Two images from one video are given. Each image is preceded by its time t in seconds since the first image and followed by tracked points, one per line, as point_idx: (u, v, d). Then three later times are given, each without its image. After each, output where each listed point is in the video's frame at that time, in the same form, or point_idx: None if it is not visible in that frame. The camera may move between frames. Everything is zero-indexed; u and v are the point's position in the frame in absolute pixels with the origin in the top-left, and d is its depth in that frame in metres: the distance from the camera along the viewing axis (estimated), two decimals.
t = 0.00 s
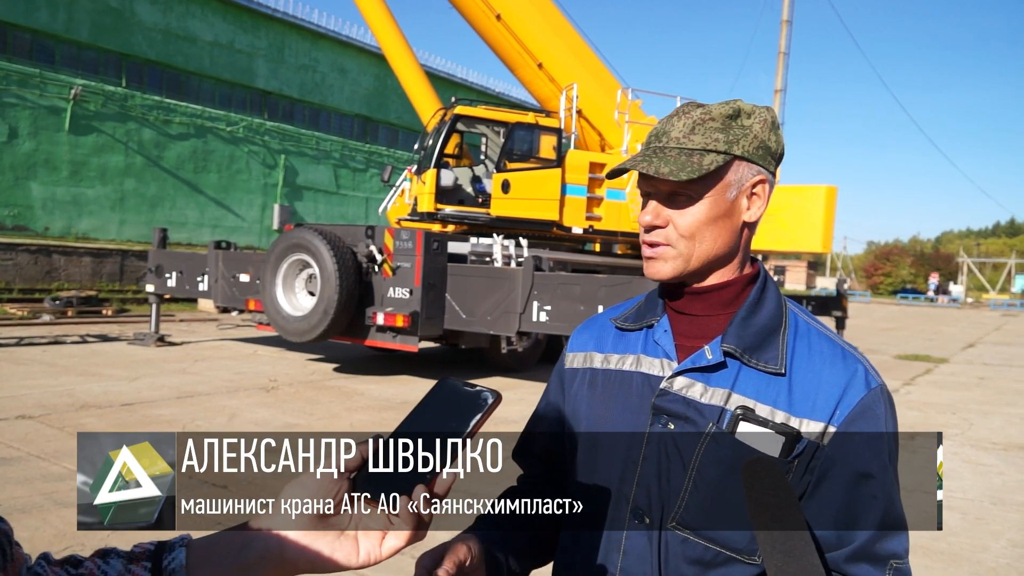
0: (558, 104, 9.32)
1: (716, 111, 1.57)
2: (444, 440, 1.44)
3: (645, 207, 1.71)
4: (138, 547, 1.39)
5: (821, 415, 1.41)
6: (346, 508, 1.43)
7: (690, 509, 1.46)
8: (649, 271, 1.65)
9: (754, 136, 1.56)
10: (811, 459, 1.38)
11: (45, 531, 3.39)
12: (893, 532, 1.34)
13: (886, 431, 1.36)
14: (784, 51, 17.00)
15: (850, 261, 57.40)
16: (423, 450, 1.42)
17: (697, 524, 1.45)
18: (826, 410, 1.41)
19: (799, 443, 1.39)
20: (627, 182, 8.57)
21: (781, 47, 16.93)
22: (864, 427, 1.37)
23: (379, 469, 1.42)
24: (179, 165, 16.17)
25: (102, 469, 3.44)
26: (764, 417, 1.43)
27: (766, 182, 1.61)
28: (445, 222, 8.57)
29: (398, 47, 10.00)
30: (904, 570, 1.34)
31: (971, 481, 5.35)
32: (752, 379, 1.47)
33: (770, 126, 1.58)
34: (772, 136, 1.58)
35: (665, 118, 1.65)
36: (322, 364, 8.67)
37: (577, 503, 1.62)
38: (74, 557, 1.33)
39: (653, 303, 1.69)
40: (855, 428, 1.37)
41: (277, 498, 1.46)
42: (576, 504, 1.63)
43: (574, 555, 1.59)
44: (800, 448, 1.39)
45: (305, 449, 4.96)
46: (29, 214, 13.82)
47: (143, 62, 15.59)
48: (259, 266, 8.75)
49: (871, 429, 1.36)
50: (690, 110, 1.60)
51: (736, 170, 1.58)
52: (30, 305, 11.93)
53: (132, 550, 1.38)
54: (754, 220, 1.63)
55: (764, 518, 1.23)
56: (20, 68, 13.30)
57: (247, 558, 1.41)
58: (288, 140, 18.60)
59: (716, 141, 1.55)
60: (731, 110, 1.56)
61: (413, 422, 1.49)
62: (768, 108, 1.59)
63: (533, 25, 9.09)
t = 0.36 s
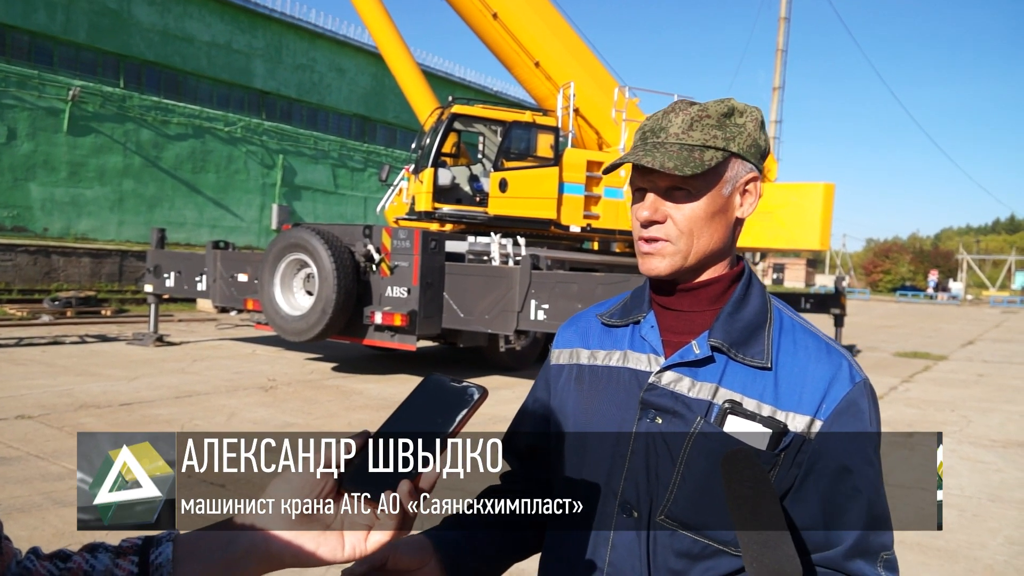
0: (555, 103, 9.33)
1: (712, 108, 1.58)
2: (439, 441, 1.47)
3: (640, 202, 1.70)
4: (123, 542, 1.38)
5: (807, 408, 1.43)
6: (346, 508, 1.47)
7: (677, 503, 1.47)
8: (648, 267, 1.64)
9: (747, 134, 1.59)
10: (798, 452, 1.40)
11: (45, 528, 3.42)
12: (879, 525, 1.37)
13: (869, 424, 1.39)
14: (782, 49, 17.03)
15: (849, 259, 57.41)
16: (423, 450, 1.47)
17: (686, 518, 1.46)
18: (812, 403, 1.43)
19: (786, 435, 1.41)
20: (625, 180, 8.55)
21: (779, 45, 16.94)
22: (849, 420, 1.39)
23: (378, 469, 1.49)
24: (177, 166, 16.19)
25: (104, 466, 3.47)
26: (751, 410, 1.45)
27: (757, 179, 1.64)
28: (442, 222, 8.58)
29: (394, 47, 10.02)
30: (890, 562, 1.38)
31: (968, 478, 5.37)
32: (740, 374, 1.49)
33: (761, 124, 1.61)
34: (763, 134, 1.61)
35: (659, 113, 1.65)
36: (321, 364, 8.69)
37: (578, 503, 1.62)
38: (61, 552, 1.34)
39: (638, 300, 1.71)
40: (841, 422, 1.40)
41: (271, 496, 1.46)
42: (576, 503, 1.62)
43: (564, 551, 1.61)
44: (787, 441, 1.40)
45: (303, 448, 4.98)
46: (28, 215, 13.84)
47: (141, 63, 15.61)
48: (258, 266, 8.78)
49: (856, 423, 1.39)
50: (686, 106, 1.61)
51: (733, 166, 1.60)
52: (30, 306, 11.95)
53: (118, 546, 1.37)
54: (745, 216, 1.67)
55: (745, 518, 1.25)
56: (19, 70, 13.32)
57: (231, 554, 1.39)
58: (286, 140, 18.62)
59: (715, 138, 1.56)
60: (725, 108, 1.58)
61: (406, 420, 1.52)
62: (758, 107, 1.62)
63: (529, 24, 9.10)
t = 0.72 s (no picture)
0: (556, 103, 9.35)
1: (700, 109, 1.60)
2: (437, 442, 1.46)
3: (630, 202, 1.70)
4: (126, 540, 1.43)
5: (795, 402, 1.45)
6: (346, 507, 1.50)
7: (671, 498, 1.49)
8: (642, 268, 1.65)
9: (734, 134, 1.62)
10: (786, 445, 1.42)
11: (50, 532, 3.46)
12: (864, 515, 1.40)
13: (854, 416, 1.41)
14: (783, 45, 17.02)
15: (854, 255, 57.27)
16: (422, 450, 1.46)
17: (680, 512, 1.48)
18: (799, 397, 1.45)
19: (774, 429, 1.43)
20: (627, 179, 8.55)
21: (780, 41, 16.94)
22: (835, 412, 1.41)
23: (379, 469, 1.48)
24: (181, 170, 16.26)
25: (102, 466, 3.60)
26: (740, 405, 1.47)
27: (743, 178, 1.67)
28: (445, 223, 8.60)
29: (395, 49, 10.05)
30: (875, 551, 1.40)
31: (973, 473, 5.38)
32: (728, 369, 1.51)
33: (746, 124, 1.64)
34: (748, 134, 1.65)
35: (647, 113, 1.66)
36: (325, 366, 8.72)
37: (577, 503, 1.63)
38: (66, 550, 1.37)
39: (628, 297, 1.73)
40: (826, 415, 1.41)
41: (269, 494, 1.51)
42: (576, 503, 1.63)
43: (561, 551, 1.62)
44: (776, 433, 1.42)
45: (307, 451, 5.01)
46: (33, 221, 13.92)
47: (143, 68, 15.68)
48: (262, 269, 8.82)
49: (841, 416, 1.41)
50: (674, 107, 1.62)
51: (721, 167, 1.62)
52: (36, 311, 12.01)
53: (120, 544, 1.42)
54: (733, 214, 1.69)
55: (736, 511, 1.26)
56: (23, 77, 13.40)
57: (231, 552, 1.43)
58: (289, 143, 18.68)
59: (705, 139, 1.58)
60: (713, 108, 1.60)
61: (402, 419, 1.52)
62: (743, 107, 1.65)
63: (529, 25, 9.13)
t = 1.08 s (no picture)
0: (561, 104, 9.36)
1: (698, 113, 1.62)
2: (437, 441, 1.48)
3: (629, 207, 1.70)
4: (133, 537, 1.45)
5: (793, 398, 1.46)
6: (345, 509, 1.50)
7: (674, 496, 1.50)
8: (645, 271, 1.65)
9: (732, 136, 1.63)
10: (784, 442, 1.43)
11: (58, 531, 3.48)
12: (861, 508, 1.40)
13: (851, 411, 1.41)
14: (789, 44, 17.00)
15: (861, 254, 57.07)
16: (422, 450, 1.47)
17: (683, 510, 1.49)
18: (797, 393, 1.46)
19: (774, 426, 1.44)
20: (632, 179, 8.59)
21: (786, 41, 16.93)
22: (832, 409, 1.42)
23: (379, 469, 1.49)
24: (188, 172, 16.33)
25: (102, 464, 3.59)
26: (740, 403, 1.48)
27: (741, 180, 1.69)
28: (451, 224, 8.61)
29: (400, 51, 10.07)
30: (870, 544, 1.39)
31: (980, 472, 5.36)
32: (728, 368, 1.52)
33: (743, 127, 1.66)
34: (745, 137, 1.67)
35: (644, 118, 1.67)
36: (332, 367, 8.75)
37: (578, 503, 1.65)
38: (74, 548, 1.40)
39: (627, 300, 1.75)
40: (824, 412, 1.42)
41: (273, 496, 1.54)
42: (576, 503, 1.65)
43: (564, 552, 1.64)
44: (775, 431, 1.44)
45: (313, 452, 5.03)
46: (41, 223, 14.01)
47: (151, 71, 15.76)
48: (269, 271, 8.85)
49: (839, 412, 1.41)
50: (673, 111, 1.63)
51: (720, 170, 1.64)
52: (45, 313, 12.07)
53: (129, 540, 1.43)
54: (731, 216, 1.70)
55: (735, 509, 1.27)
56: (31, 80, 13.49)
57: (237, 548, 1.46)
58: (296, 145, 18.74)
59: (703, 142, 1.60)
60: (711, 112, 1.62)
61: (403, 418, 1.54)
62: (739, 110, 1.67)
63: (534, 26, 9.15)
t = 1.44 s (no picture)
0: (569, 103, 9.35)
1: (685, 113, 1.62)
2: (437, 441, 1.49)
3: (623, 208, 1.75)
4: (144, 533, 1.46)
5: (799, 398, 1.45)
6: (346, 508, 1.54)
7: (676, 495, 1.50)
8: (630, 270, 1.68)
9: (722, 135, 1.62)
10: (790, 442, 1.43)
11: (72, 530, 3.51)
12: (874, 510, 1.38)
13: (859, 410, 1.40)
14: (799, 41, 16.93)
15: (874, 252, 56.72)
16: (423, 449, 1.48)
17: (688, 509, 1.48)
18: (803, 393, 1.46)
19: (778, 425, 1.44)
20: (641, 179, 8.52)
21: (796, 37, 16.86)
22: (839, 409, 1.41)
23: (379, 469, 1.51)
24: (199, 176, 16.43)
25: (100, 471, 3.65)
26: (745, 401, 1.47)
27: (736, 179, 1.65)
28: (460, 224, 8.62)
29: (409, 52, 10.10)
30: (883, 546, 1.37)
31: (993, 470, 5.32)
32: (733, 367, 1.51)
33: (737, 125, 1.63)
34: (738, 135, 1.64)
35: (638, 122, 1.70)
36: (343, 368, 8.78)
37: (577, 503, 1.66)
38: (86, 543, 1.41)
39: (634, 298, 1.75)
40: (830, 411, 1.41)
41: (275, 496, 1.55)
42: (575, 504, 1.66)
43: (568, 552, 1.64)
44: (780, 430, 1.43)
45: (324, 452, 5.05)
46: (54, 228, 14.13)
47: (161, 76, 15.87)
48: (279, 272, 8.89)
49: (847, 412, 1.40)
50: (661, 113, 1.66)
51: (707, 169, 1.62)
52: (60, 317, 12.16)
53: (139, 536, 1.45)
54: (728, 215, 1.67)
55: (731, 506, 1.27)
56: (42, 86, 13.61)
57: (245, 544, 1.47)
58: (305, 148, 18.82)
59: (685, 142, 1.60)
60: (698, 111, 1.62)
61: (405, 418, 1.55)
62: (737, 107, 1.65)
63: (541, 26, 9.15)
